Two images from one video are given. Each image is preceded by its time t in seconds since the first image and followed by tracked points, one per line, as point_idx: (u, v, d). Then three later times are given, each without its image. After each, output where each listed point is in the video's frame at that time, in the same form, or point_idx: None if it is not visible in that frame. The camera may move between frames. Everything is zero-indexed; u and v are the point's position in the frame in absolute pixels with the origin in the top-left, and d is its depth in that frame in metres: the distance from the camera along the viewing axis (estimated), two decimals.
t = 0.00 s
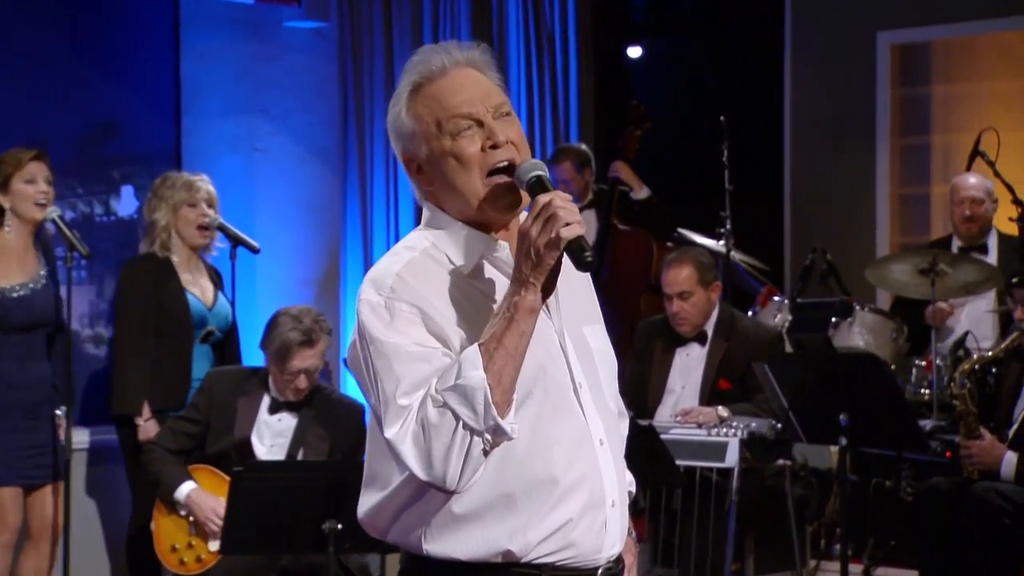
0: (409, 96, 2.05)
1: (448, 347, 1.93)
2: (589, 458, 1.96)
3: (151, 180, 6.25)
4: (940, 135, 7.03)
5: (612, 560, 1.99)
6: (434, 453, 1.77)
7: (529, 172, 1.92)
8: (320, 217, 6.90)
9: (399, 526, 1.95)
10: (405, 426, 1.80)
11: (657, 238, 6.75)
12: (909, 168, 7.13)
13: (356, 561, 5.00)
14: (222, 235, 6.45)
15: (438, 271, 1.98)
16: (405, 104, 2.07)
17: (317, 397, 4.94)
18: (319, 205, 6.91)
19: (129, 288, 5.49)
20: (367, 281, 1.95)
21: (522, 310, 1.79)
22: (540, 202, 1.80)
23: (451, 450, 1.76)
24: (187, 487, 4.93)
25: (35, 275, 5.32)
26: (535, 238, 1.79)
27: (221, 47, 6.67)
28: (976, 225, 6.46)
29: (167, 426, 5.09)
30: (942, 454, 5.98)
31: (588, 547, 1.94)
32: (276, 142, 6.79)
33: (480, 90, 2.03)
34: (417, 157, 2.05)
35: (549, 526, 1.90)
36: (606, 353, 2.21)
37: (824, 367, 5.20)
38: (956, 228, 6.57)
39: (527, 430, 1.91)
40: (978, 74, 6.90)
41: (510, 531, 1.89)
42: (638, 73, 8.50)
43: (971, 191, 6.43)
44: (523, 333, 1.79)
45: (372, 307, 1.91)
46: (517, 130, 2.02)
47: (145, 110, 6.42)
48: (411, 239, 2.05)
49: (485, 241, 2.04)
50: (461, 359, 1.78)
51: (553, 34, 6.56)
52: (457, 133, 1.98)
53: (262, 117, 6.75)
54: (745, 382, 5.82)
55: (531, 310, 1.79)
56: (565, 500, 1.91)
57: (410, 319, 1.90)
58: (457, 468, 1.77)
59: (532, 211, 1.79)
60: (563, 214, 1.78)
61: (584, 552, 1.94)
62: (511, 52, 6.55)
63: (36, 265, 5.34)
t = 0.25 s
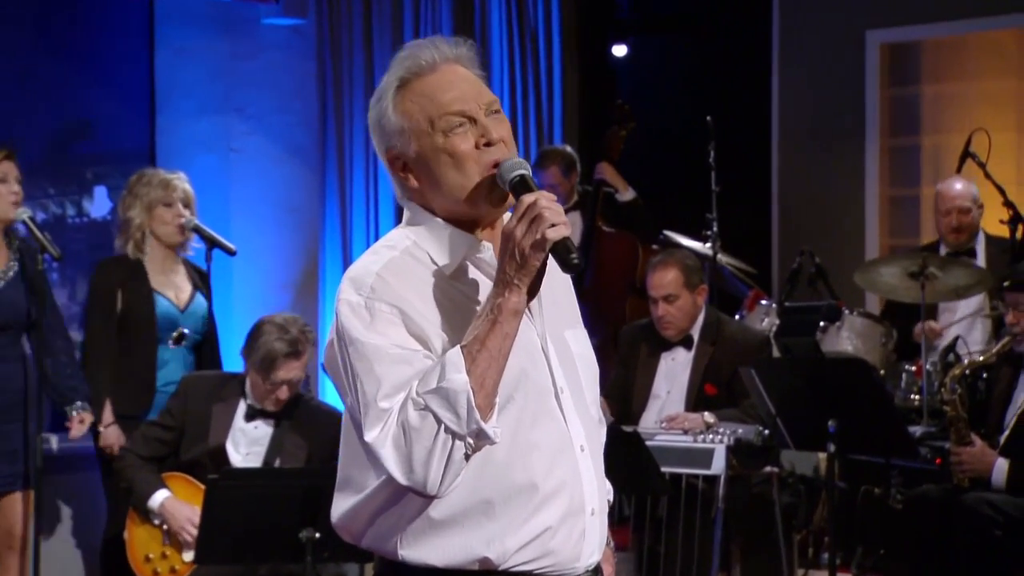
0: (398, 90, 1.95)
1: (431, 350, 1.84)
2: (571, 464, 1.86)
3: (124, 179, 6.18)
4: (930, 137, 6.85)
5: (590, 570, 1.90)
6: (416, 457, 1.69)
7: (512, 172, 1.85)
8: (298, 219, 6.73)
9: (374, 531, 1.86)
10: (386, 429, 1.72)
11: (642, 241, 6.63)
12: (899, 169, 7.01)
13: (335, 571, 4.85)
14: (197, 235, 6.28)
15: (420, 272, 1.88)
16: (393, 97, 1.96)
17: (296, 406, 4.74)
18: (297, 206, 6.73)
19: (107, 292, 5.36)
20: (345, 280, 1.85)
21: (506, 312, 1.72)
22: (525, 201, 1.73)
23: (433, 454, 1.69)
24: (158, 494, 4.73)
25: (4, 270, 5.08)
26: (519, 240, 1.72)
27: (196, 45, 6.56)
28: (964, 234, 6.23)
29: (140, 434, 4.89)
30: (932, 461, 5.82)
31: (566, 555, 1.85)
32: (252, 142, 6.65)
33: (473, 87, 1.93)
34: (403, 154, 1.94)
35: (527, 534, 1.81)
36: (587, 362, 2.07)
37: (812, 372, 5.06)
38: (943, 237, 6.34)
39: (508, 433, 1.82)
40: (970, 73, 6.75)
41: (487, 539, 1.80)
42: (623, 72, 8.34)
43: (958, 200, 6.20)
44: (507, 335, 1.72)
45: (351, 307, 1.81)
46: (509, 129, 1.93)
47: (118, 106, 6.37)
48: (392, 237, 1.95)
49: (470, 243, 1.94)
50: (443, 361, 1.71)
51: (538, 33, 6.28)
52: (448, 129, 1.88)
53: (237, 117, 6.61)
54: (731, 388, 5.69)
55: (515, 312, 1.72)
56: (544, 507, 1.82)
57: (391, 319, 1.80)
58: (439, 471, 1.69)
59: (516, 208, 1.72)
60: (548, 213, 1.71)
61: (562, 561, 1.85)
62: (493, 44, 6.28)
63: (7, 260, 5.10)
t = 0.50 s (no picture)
0: (378, 87, 1.91)
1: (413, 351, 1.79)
2: (551, 472, 1.82)
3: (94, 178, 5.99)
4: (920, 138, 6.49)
5: None
6: (400, 459, 1.63)
7: (497, 166, 1.81)
8: (274, 219, 6.61)
9: (351, 538, 1.81)
10: (370, 430, 1.66)
11: (626, 243, 6.49)
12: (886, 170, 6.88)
13: None
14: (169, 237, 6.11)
15: (400, 272, 1.83)
16: (374, 93, 1.91)
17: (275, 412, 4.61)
18: (274, 207, 6.61)
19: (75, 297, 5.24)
20: (323, 281, 1.80)
21: (492, 310, 1.67)
22: (513, 197, 1.67)
23: (418, 455, 1.63)
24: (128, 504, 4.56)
25: None
26: (506, 236, 1.67)
27: (168, 43, 6.44)
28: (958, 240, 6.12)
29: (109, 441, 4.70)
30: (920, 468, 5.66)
31: (547, 563, 1.80)
32: (226, 141, 6.51)
33: (455, 84, 1.89)
34: (383, 151, 1.90)
35: (507, 541, 1.76)
36: (570, 365, 2.04)
37: (799, 379, 4.95)
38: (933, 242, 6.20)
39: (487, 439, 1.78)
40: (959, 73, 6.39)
41: (465, 546, 1.76)
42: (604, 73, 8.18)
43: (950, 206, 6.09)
44: (492, 334, 1.66)
45: (329, 306, 1.76)
46: (490, 127, 1.89)
47: (85, 107, 6.22)
48: (370, 235, 1.91)
49: (454, 241, 1.90)
50: (429, 360, 1.65)
51: (518, 31, 6.12)
52: (427, 128, 1.85)
53: (211, 115, 6.47)
54: (716, 394, 5.54)
55: (501, 311, 1.67)
56: (525, 515, 1.78)
57: (371, 320, 1.75)
58: (423, 472, 1.64)
59: (503, 205, 1.67)
60: (536, 211, 1.66)
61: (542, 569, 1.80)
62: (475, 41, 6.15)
63: None
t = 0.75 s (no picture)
0: (362, 83, 1.84)
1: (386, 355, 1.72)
2: (526, 480, 1.74)
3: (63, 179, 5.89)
4: (907, 139, 6.34)
5: None
6: (368, 467, 1.57)
7: (481, 172, 1.75)
8: (247, 221, 6.53)
9: (319, 544, 1.73)
10: (338, 437, 1.60)
11: (608, 245, 6.35)
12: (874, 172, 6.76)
13: None
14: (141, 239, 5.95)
15: (376, 273, 1.76)
16: (357, 86, 1.84)
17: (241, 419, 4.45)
18: (247, 208, 6.53)
19: (45, 302, 5.14)
20: (297, 279, 1.73)
21: (468, 320, 1.60)
22: (495, 205, 1.62)
23: (386, 465, 1.57)
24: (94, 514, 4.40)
25: None
26: (487, 245, 1.61)
27: (140, 41, 6.36)
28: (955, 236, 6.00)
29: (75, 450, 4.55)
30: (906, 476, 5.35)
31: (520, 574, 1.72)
32: (198, 141, 6.43)
33: (441, 82, 1.83)
34: (366, 147, 1.83)
35: (479, 551, 1.68)
36: (545, 369, 1.97)
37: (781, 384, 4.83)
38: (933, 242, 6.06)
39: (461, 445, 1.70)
40: (945, 73, 6.24)
41: (435, 555, 1.68)
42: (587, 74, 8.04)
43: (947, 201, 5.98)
44: (468, 344, 1.60)
45: (302, 308, 1.69)
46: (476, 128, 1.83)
47: (54, 102, 6.16)
48: (345, 234, 1.84)
49: (434, 245, 1.84)
50: (402, 368, 1.59)
51: (499, 29, 5.98)
52: (413, 125, 1.78)
53: (181, 114, 6.39)
54: (699, 400, 5.41)
55: (478, 321, 1.60)
56: (498, 524, 1.70)
57: (344, 322, 1.69)
58: (392, 481, 1.57)
59: (484, 213, 1.61)
60: (519, 221, 1.60)
61: None
62: (452, 32, 6.02)
63: None
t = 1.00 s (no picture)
0: (344, 88, 1.77)
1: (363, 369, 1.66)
2: (501, 497, 1.69)
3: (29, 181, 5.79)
4: (893, 142, 6.28)
5: None
6: (341, 482, 1.52)
7: (463, 185, 1.69)
8: (221, 226, 6.43)
9: (290, 558, 1.67)
10: (311, 451, 1.54)
11: (589, 249, 6.21)
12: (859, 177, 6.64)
13: None
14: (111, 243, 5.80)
15: (353, 283, 1.70)
16: (340, 94, 1.77)
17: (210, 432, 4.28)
18: (222, 211, 6.42)
19: (13, 308, 4.99)
20: (271, 287, 1.66)
21: (448, 334, 1.56)
22: (478, 218, 1.57)
23: (360, 481, 1.52)
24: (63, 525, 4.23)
25: None
26: (469, 259, 1.56)
27: (113, 39, 6.28)
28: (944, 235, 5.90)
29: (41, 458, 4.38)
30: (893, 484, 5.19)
31: None
32: (173, 142, 6.35)
33: (426, 89, 1.76)
34: (346, 156, 1.76)
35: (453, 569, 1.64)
36: (524, 383, 1.90)
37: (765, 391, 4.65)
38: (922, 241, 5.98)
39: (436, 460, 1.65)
40: (934, 74, 6.16)
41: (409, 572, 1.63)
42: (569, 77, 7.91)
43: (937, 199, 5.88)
44: (447, 359, 1.55)
45: (277, 318, 1.63)
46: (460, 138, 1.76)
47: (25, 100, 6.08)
48: (322, 241, 1.78)
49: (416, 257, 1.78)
50: (379, 382, 1.54)
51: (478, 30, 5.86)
52: (395, 134, 1.71)
53: (156, 115, 6.31)
54: (682, 407, 5.26)
55: (458, 335, 1.55)
56: (472, 542, 1.65)
57: (320, 334, 1.62)
58: (365, 498, 1.53)
59: (468, 227, 1.57)
60: (503, 236, 1.56)
61: None
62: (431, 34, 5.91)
63: None
